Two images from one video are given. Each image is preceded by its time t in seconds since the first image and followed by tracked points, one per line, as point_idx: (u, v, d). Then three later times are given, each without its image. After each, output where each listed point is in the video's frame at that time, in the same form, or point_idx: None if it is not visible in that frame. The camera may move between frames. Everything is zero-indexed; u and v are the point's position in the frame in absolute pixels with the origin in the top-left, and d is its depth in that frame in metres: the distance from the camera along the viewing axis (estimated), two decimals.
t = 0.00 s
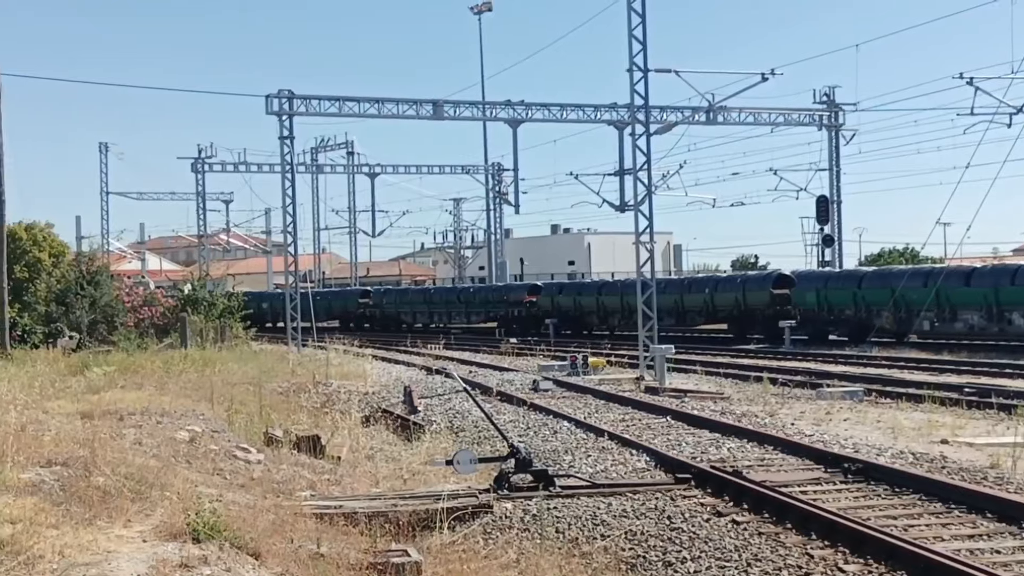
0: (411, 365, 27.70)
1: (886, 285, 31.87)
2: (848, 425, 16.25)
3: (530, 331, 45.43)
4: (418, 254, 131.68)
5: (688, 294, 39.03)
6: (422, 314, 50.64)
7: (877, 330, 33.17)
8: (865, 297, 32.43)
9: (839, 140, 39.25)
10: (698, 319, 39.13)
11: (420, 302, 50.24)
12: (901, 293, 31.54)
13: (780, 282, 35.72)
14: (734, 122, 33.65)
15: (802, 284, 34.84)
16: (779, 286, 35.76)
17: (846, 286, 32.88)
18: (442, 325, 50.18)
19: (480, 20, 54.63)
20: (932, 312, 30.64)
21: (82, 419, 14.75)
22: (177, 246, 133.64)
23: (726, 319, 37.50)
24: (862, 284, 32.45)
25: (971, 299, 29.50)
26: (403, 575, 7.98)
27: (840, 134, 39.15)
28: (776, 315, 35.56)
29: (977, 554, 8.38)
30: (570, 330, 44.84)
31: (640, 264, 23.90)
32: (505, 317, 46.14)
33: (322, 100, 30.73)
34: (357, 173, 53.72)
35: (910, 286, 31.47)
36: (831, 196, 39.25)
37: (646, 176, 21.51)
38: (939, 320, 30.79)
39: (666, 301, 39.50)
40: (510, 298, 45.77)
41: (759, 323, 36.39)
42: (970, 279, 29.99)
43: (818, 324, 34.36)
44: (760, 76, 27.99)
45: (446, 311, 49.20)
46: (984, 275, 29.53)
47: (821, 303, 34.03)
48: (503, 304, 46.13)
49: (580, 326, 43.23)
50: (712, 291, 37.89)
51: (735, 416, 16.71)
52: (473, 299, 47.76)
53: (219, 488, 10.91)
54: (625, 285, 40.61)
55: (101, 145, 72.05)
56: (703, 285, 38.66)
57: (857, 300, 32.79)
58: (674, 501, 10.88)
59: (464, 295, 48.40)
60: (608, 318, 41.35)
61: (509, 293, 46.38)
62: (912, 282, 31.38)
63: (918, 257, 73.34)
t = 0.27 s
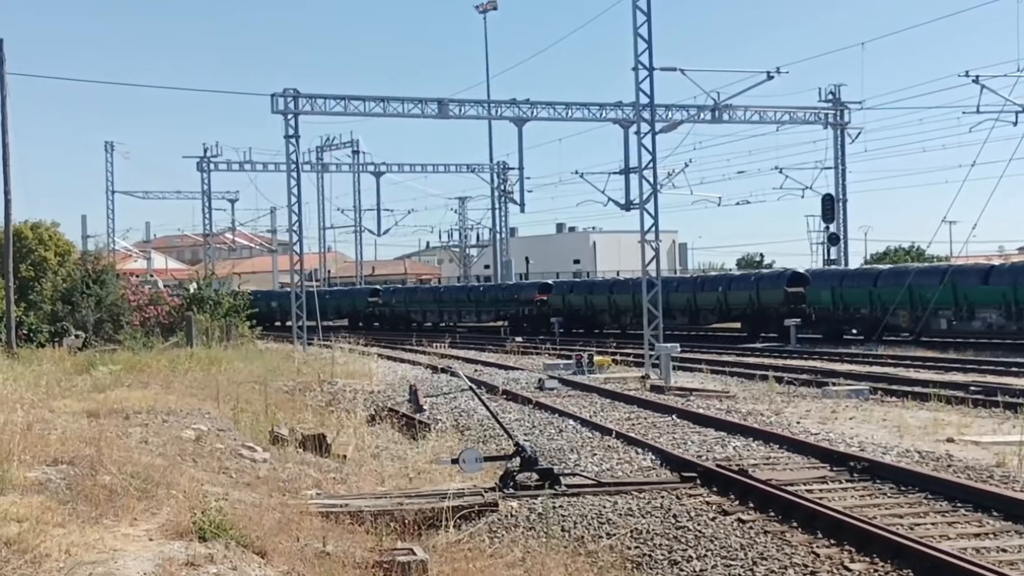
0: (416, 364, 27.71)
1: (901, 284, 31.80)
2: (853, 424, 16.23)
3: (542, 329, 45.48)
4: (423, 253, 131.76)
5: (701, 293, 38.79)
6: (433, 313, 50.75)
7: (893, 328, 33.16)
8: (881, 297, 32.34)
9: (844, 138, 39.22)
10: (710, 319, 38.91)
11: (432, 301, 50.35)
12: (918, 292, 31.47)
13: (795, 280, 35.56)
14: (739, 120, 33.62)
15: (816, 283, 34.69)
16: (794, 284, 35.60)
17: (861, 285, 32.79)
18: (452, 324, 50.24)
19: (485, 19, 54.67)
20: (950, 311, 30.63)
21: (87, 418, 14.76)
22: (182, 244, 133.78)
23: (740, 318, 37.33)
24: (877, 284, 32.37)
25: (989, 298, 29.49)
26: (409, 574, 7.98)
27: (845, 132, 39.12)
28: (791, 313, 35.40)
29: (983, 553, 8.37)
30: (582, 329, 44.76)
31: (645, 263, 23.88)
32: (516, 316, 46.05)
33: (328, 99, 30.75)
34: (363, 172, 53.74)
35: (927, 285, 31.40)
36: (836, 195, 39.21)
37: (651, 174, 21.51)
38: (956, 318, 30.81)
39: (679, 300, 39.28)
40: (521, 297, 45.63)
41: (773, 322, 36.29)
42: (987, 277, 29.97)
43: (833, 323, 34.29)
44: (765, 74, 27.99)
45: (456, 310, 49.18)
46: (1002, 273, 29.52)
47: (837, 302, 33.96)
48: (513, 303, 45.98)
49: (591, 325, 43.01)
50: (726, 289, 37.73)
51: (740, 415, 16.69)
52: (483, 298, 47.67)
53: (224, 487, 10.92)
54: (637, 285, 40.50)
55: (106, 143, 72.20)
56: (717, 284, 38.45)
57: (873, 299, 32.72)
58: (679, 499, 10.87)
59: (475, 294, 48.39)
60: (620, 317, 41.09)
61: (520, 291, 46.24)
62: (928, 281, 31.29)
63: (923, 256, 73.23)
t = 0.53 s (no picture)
0: (420, 364, 27.71)
1: (915, 283, 31.23)
2: (858, 423, 16.19)
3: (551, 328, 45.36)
4: (428, 252, 131.76)
5: (712, 291, 38.27)
6: (441, 313, 50.67)
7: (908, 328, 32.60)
8: (895, 296, 31.80)
9: (850, 137, 39.16)
10: (722, 318, 38.39)
11: (439, 301, 50.26)
12: (933, 291, 30.88)
13: (808, 279, 35.05)
14: (744, 120, 33.59)
15: (828, 281, 34.16)
16: (807, 283, 35.10)
17: (874, 284, 32.28)
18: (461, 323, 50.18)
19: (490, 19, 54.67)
20: (965, 310, 30.02)
21: (93, 417, 14.78)
22: (187, 244, 133.95)
23: (751, 317, 36.79)
24: (891, 282, 31.82)
25: (1005, 298, 28.83)
26: (414, 574, 7.98)
27: (851, 131, 39.07)
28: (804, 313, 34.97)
29: (990, 552, 8.35)
30: (592, 328, 44.55)
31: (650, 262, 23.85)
32: (525, 315, 45.91)
33: (333, 99, 30.76)
34: (368, 172, 53.72)
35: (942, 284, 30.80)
36: (841, 194, 39.14)
37: (656, 174, 21.49)
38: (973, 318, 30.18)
39: (690, 299, 38.81)
40: (530, 297, 45.49)
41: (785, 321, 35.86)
42: (1005, 276, 29.31)
43: (846, 323, 33.77)
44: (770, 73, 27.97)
45: (465, 309, 49.08)
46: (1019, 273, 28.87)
47: (850, 302, 33.43)
48: (522, 302, 45.82)
49: (602, 324, 42.68)
50: (737, 288, 37.24)
51: (745, 414, 16.67)
52: (492, 297, 47.55)
53: (230, 486, 10.93)
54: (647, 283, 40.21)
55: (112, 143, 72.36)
56: (728, 282, 37.95)
57: (887, 298, 32.19)
58: (685, 499, 10.86)
59: (484, 293, 48.30)
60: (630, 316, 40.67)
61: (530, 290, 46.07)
62: (943, 280, 30.70)
63: (928, 255, 73.07)
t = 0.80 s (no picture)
0: (425, 363, 27.72)
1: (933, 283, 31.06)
2: (864, 423, 16.15)
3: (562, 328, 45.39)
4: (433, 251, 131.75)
5: (726, 291, 38.10)
6: (451, 313, 50.71)
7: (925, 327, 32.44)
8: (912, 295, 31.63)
9: (855, 136, 39.10)
10: (735, 317, 38.23)
11: (450, 301, 50.34)
12: (951, 290, 30.67)
13: (822, 278, 34.88)
14: (750, 119, 33.54)
15: (844, 280, 34.10)
16: (822, 282, 34.92)
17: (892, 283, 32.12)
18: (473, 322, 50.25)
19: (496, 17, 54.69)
20: (983, 310, 29.82)
21: (99, 416, 14.81)
22: (193, 242, 134.14)
23: (766, 316, 36.66)
24: (908, 281, 31.65)
25: None
26: (420, 573, 7.99)
27: (856, 130, 39.00)
28: (819, 312, 34.90)
29: (995, 552, 8.34)
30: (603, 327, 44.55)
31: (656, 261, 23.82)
32: (535, 314, 45.89)
33: (339, 98, 30.77)
34: (373, 171, 53.74)
35: (960, 283, 30.56)
36: (847, 193, 39.08)
37: (662, 172, 21.47)
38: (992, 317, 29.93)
39: (703, 298, 38.64)
40: (541, 296, 45.48)
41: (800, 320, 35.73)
42: None
43: (862, 321, 33.65)
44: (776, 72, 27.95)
45: (476, 308, 49.15)
46: None
47: (867, 300, 33.30)
48: (533, 301, 45.82)
49: (613, 323, 42.52)
50: (751, 287, 37.09)
51: (751, 413, 16.66)
52: (503, 296, 47.61)
53: (236, 485, 10.95)
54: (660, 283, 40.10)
55: (119, 142, 72.55)
56: (742, 281, 37.80)
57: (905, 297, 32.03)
58: (690, 498, 10.85)
59: (494, 292, 48.32)
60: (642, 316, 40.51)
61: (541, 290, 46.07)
62: (961, 279, 30.49)
63: (934, 254, 72.88)
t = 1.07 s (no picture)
0: (431, 361, 27.72)
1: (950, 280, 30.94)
2: (870, 421, 16.13)
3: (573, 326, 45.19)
4: (439, 250, 131.83)
5: (739, 288, 37.90)
6: (462, 311, 50.65)
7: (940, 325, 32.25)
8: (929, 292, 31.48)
9: (861, 134, 39.03)
10: (749, 315, 38.06)
11: (461, 300, 50.27)
12: (969, 288, 30.53)
13: (837, 276, 34.71)
14: (755, 117, 33.49)
15: (859, 279, 33.97)
16: (837, 280, 34.73)
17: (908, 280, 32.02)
18: (483, 321, 50.11)
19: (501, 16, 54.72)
20: (1002, 308, 29.63)
21: (105, 415, 14.85)
22: (199, 241, 134.39)
23: (780, 314, 36.48)
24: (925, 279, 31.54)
25: None
26: (426, 571, 7.99)
27: (862, 128, 38.94)
28: (834, 310, 34.73)
29: (1002, 550, 8.32)
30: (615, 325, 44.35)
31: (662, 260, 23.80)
32: (546, 312, 45.81)
33: (344, 97, 30.78)
34: (378, 169, 53.76)
35: (978, 281, 30.44)
36: (853, 191, 39.03)
37: (667, 171, 21.46)
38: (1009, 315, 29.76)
39: (716, 296, 38.44)
40: (551, 294, 45.30)
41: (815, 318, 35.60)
42: None
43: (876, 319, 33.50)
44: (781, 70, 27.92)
45: (486, 307, 49.08)
46: None
47: (882, 298, 33.17)
48: (544, 300, 45.63)
49: (625, 321, 42.32)
50: (765, 285, 36.92)
51: (757, 411, 16.65)
52: (513, 295, 47.47)
53: (242, 484, 10.96)
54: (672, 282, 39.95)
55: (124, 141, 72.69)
56: (755, 279, 37.61)
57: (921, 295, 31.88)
58: (696, 496, 10.84)
59: (505, 290, 48.28)
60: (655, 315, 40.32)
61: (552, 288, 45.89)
62: (979, 277, 30.39)
63: (940, 252, 72.76)
